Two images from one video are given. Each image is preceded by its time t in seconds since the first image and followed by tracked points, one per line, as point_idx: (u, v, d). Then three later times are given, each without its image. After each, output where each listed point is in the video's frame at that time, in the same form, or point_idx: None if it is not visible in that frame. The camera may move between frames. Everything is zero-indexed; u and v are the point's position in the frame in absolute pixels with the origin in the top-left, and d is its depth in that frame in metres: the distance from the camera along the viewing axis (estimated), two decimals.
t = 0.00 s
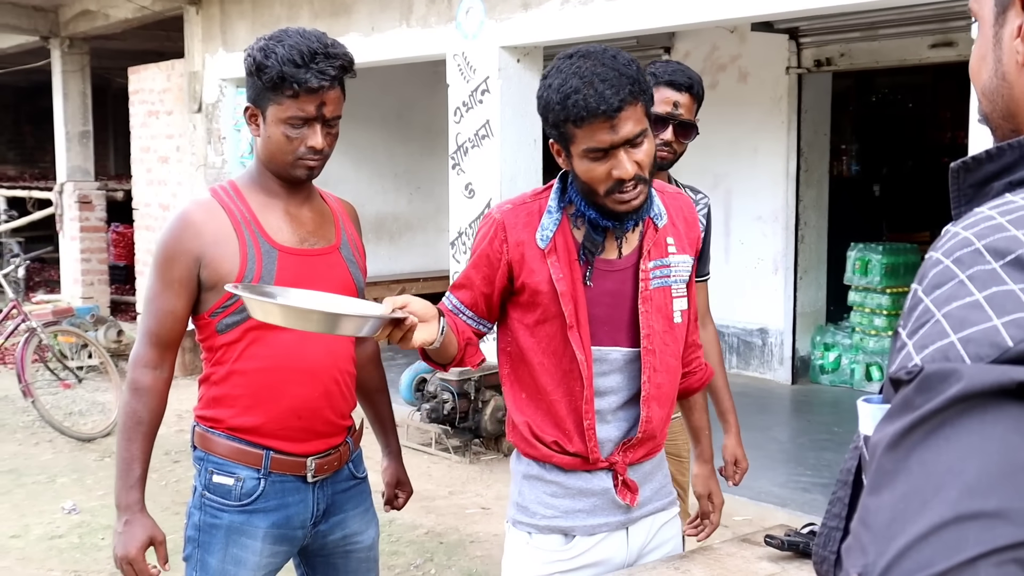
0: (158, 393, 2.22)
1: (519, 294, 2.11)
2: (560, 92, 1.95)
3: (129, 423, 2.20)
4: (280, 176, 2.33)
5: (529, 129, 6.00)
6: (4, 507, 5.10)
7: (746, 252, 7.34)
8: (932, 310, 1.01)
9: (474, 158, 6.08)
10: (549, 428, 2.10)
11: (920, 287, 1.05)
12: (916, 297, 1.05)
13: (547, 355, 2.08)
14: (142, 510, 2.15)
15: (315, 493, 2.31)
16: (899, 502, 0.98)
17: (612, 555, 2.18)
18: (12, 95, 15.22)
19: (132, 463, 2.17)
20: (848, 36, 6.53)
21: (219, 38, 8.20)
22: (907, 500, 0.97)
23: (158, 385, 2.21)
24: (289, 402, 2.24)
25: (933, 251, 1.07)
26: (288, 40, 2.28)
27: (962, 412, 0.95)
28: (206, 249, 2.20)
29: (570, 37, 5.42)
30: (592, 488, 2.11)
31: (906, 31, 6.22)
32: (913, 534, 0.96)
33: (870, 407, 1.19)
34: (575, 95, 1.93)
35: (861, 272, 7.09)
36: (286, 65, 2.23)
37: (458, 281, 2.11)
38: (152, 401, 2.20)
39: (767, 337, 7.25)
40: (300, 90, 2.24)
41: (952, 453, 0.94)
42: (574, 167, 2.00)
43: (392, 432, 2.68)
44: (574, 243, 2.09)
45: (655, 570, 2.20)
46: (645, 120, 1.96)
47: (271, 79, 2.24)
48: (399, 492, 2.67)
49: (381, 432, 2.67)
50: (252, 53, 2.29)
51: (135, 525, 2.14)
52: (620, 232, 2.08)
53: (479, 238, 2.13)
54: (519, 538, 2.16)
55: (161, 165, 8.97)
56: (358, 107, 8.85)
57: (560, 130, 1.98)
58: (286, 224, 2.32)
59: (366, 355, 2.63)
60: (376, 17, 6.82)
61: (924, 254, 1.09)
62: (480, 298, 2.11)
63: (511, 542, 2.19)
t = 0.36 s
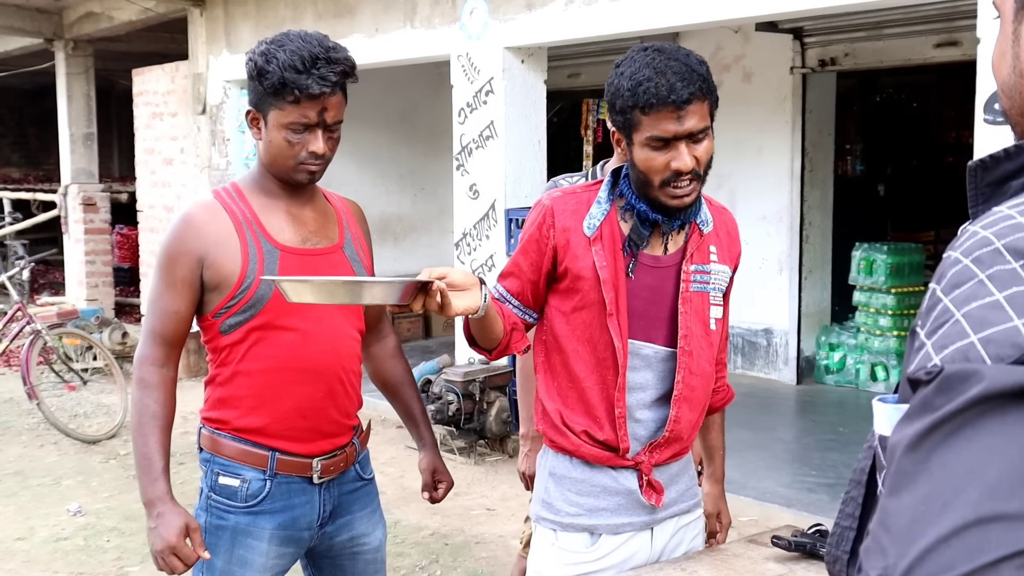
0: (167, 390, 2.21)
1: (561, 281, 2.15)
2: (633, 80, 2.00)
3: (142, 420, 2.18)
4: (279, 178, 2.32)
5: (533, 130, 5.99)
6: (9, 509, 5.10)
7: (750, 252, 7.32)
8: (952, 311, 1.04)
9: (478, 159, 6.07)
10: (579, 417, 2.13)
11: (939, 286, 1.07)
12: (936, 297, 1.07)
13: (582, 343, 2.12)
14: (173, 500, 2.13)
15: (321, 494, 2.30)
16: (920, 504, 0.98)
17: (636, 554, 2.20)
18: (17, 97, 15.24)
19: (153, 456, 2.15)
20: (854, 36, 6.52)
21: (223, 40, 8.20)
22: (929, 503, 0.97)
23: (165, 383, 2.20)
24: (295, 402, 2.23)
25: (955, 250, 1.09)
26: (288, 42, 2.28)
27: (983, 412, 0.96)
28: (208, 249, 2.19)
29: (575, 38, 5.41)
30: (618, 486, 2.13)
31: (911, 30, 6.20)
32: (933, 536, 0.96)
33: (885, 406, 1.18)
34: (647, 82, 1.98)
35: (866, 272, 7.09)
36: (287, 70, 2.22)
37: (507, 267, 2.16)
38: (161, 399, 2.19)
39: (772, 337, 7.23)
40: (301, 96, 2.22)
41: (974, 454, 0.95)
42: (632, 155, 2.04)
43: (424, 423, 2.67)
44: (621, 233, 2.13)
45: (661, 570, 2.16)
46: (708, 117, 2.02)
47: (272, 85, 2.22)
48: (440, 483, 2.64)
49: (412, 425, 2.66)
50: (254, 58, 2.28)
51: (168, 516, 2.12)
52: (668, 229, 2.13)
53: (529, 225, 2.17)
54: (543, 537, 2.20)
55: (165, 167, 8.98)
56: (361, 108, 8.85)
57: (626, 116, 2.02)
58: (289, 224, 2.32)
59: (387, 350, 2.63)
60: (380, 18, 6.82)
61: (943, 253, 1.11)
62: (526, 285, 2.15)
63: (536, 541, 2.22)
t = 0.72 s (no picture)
0: (168, 392, 2.21)
1: (568, 283, 2.13)
2: (632, 81, 1.99)
3: (136, 422, 2.19)
4: (293, 177, 2.31)
5: (539, 130, 5.98)
6: (15, 509, 5.10)
7: (756, 252, 7.29)
8: (968, 309, 1.05)
9: (484, 159, 6.06)
10: (587, 420, 2.11)
11: (955, 285, 1.09)
12: (952, 296, 1.09)
13: (590, 345, 2.11)
14: (144, 507, 2.15)
15: (330, 495, 2.29)
16: (934, 503, 1.00)
17: (643, 557, 2.20)
18: (23, 98, 15.26)
19: (137, 460, 2.16)
20: (859, 35, 6.49)
21: (228, 40, 8.20)
22: (942, 502, 0.99)
23: (169, 384, 2.20)
24: (303, 404, 2.22)
25: (971, 248, 1.10)
26: (308, 43, 2.27)
27: (997, 413, 0.97)
28: (218, 249, 2.19)
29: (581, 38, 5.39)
30: (625, 491, 2.12)
31: (918, 29, 6.17)
32: (947, 536, 0.98)
33: (899, 405, 1.18)
34: (647, 83, 1.96)
35: (871, 272, 7.06)
36: (307, 71, 2.21)
37: (513, 272, 2.15)
38: (159, 402, 2.19)
39: (778, 337, 7.21)
40: (319, 97, 2.21)
41: (989, 453, 0.97)
42: (635, 156, 2.03)
43: (418, 431, 2.67)
44: (626, 236, 2.12)
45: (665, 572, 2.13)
46: (709, 116, 2.00)
47: (291, 85, 2.21)
48: (428, 494, 2.65)
49: (405, 432, 2.65)
50: (272, 57, 2.27)
51: (137, 522, 2.14)
52: (672, 230, 2.12)
53: (533, 228, 2.16)
54: (549, 544, 2.17)
55: (170, 167, 8.98)
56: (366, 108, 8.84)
57: (627, 118, 2.01)
58: (300, 225, 2.31)
59: (386, 356, 2.62)
60: (385, 18, 6.81)
61: (959, 252, 1.13)
62: (532, 291, 2.14)
63: (541, 547, 2.19)
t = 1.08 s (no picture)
0: (179, 392, 2.20)
1: (559, 292, 2.13)
2: (606, 87, 1.98)
3: (151, 421, 2.18)
4: (303, 180, 2.31)
5: (544, 130, 5.97)
6: (20, 510, 5.11)
7: (761, 253, 7.28)
8: (975, 314, 1.05)
9: (488, 160, 6.06)
10: (586, 427, 2.11)
11: (962, 290, 1.09)
12: (959, 300, 1.08)
13: (586, 352, 2.10)
14: (169, 507, 2.13)
15: (335, 496, 2.29)
16: (940, 511, 1.00)
17: (646, 560, 2.20)
18: (29, 99, 15.30)
19: (156, 459, 2.14)
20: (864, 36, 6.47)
21: (234, 41, 8.21)
22: (949, 509, 1.00)
23: (178, 384, 2.20)
24: (306, 407, 2.22)
25: (978, 253, 1.10)
26: (319, 45, 2.27)
27: (1002, 421, 0.97)
28: (226, 248, 2.19)
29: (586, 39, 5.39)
30: (627, 496, 2.12)
31: (923, 31, 6.16)
32: (954, 544, 0.99)
33: (905, 409, 1.18)
34: (621, 89, 1.96)
35: (877, 273, 7.05)
36: (317, 72, 2.21)
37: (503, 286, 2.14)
38: (172, 401, 2.19)
39: (783, 338, 7.20)
40: (330, 98, 2.21)
41: (994, 461, 0.97)
42: (617, 161, 2.03)
43: (429, 431, 2.66)
44: (614, 242, 2.11)
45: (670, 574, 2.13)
46: (687, 115, 2.00)
47: (301, 86, 2.21)
48: (441, 492, 2.62)
49: (417, 433, 2.64)
50: (283, 58, 2.27)
51: (162, 522, 2.12)
52: (660, 235, 2.12)
53: (520, 240, 2.15)
54: (552, 551, 2.17)
55: (175, 168, 8.99)
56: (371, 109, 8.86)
57: (604, 124, 2.01)
58: (308, 226, 2.31)
59: (394, 356, 2.63)
60: (390, 20, 6.81)
61: (966, 256, 1.13)
62: (525, 301, 2.13)
63: (544, 553, 2.19)
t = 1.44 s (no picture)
0: (179, 395, 2.20)
1: (559, 295, 2.13)
2: (604, 90, 1.99)
3: (153, 425, 2.17)
4: (299, 182, 2.32)
5: (544, 133, 5.97)
6: (20, 511, 5.11)
7: (760, 256, 7.28)
8: (975, 317, 1.05)
9: (488, 163, 6.06)
10: (586, 429, 2.11)
11: (962, 292, 1.09)
12: (959, 303, 1.09)
13: (586, 355, 2.10)
14: (176, 509, 2.13)
15: (334, 498, 2.29)
16: (939, 512, 1.01)
17: (647, 563, 2.20)
18: (29, 100, 15.31)
19: (161, 462, 2.14)
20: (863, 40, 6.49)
21: (234, 43, 8.21)
22: (948, 511, 1.00)
23: (179, 387, 2.20)
24: (306, 410, 2.23)
25: (978, 255, 1.11)
26: (317, 48, 2.27)
27: (1001, 423, 0.97)
28: (226, 252, 2.19)
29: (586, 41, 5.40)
30: (628, 499, 2.12)
31: (922, 35, 6.18)
32: (953, 545, 0.99)
33: (906, 411, 1.18)
34: (619, 91, 1.96)
35: (876, 276, 7.05)
36: (316, 75, 2.21)
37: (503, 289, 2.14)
38: (174, 404, 2.18)
39: (783, 341, 7.20)
40: (329, 101, 2.22)
41: (993, 463, 0.97)
42: (615, 164, 2.03)
43: (428, 431, 2.65)
44: (613, 245, 2.12)
45: None
46: (685, 117, 2.00)
47: (300, 89, 2.21)
48: (442, 491, 2.61)
49: (415, 433, 2.64)
50: (282, 62, 2.27)
51: (170, 525, 2.11)
52: (659, 237, 2.12)
53: (520, 242, 2.15)
54: (552, 554, 2.17)
55: (176, 170, 9.00)
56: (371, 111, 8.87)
57: (603, 127, 2.02)
58: (306, 229, 2.32)
59: (392, 356, 2.63)
60: (390, 22, 6.82)
61: (966, 259, 1.13)
62: (525, 304, 2.14)
63: (544, 556, 2.19)
